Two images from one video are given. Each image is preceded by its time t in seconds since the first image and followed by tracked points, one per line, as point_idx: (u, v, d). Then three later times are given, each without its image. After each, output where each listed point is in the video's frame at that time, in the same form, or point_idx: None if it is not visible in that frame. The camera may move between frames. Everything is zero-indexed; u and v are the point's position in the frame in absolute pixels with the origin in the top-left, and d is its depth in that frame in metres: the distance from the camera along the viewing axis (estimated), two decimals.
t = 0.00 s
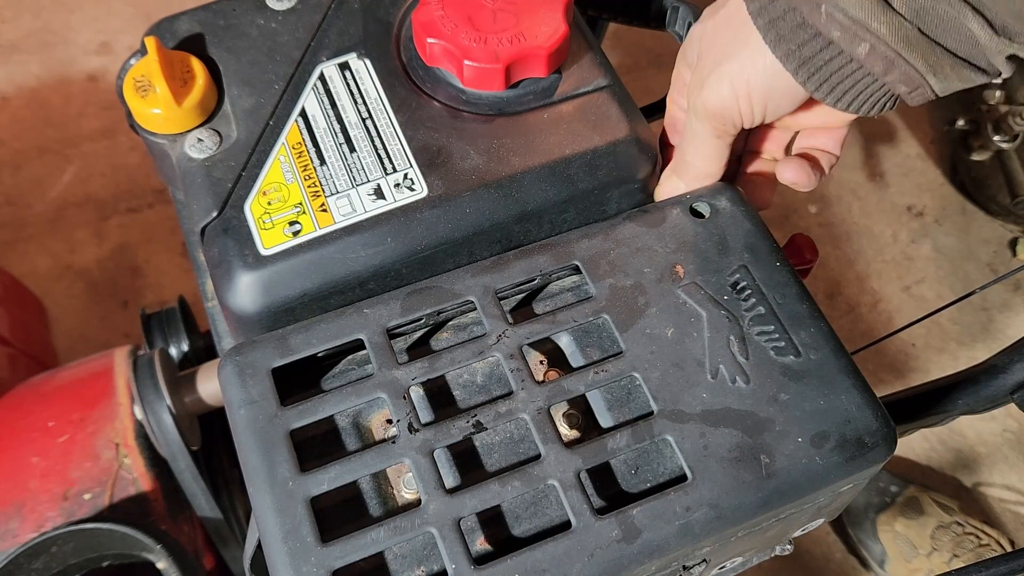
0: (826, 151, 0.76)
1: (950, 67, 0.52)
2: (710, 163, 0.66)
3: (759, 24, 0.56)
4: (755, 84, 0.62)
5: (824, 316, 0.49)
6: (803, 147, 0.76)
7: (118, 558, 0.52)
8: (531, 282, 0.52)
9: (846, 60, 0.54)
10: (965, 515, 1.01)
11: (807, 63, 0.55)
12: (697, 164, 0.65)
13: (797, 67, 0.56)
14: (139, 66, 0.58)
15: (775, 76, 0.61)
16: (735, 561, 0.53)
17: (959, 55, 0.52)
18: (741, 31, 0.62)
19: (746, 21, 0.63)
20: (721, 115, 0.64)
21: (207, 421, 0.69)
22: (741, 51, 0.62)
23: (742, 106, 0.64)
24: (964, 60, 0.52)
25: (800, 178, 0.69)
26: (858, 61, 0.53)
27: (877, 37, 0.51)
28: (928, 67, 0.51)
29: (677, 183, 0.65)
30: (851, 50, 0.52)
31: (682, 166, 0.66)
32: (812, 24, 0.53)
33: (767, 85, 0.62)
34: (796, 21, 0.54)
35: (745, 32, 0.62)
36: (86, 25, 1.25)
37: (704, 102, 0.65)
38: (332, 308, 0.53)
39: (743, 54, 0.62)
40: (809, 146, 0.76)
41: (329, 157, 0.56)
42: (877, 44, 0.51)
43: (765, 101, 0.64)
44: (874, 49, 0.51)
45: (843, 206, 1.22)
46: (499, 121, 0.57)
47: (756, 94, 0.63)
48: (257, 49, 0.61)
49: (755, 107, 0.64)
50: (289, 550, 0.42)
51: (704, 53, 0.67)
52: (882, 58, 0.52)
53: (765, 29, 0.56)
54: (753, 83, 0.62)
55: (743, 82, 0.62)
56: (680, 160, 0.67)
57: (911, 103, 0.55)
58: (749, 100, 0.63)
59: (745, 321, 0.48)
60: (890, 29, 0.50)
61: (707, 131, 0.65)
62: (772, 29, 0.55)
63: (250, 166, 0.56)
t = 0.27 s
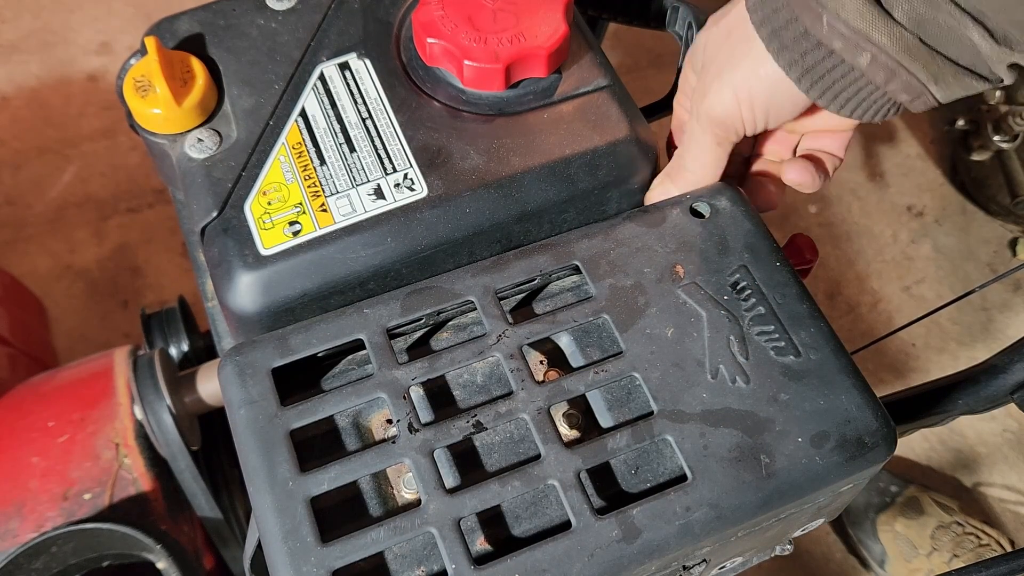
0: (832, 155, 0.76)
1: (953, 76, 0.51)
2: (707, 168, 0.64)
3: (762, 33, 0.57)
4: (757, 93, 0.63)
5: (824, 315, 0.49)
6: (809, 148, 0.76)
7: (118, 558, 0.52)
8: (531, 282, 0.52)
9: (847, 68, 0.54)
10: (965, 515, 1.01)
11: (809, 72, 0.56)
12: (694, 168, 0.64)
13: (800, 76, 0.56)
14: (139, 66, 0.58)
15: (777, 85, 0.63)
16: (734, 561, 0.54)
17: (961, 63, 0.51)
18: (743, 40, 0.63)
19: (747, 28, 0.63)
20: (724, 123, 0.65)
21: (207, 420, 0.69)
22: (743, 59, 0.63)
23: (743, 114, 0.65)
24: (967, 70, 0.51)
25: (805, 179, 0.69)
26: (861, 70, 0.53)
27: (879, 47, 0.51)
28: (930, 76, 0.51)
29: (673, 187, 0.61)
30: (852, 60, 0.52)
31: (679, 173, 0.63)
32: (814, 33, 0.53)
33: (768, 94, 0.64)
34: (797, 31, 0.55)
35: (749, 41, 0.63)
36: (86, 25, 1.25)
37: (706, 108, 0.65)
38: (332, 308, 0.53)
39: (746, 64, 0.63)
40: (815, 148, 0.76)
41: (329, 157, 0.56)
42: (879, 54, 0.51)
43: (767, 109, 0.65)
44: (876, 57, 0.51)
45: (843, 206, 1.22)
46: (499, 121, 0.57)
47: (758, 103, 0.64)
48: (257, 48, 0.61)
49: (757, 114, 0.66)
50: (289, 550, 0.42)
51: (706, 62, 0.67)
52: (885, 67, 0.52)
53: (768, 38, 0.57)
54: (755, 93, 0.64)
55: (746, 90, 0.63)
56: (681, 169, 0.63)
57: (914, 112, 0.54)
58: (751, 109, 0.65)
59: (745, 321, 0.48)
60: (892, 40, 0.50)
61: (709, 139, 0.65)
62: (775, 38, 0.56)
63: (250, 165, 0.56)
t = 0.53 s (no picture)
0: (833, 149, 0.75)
1: (945, 80, 0.52)
2: (701, 170, 0.63)
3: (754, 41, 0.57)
4: (751, 102, 0.64)
5: (824, 316, 0.49)
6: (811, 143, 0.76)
7: (118, 558, 0.52)
8: (531, 282, 0.52)
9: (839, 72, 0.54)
10: (965, 515, 1.01)
11: (801, 77, 0.56)
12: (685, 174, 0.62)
13: (792, 81, 0.56)
14: (139, 66, 0.58)
15: (770, 93, 0.63)
16: (734, 561, 0.54)
17: (954, 67, 0.51)
18: (737, 48, 0.63)
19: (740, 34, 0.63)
20: (718, 132, 0.64)
21: (207, 420, 0.69)
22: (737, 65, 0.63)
23: (740, 123, 0.65)
24: (959, 73, 0.52)
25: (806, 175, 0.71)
26: (853, 75, 0.53)
27: (871, 54, 0.51)
28: (921, 80, 0.52)
29: (662, 193, 0.59)
30: (845, 66, 0.53)
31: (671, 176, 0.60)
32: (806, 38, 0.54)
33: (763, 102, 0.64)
34: (789, 37, 0.55)
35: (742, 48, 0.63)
36: (86, 25, 1.25)
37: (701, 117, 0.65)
38: (332, 308, 0.53)
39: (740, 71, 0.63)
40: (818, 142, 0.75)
41: (329, 157, 0.56)
42: (871, 59, 0.52)
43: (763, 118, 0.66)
44: (868, 64, 0.52)
45: (843, 206, 1.22)
46: (499, 121, 0.57)
47: (753, 111, 0.65)
48: (257, 49, 0.61)
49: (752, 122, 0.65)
50: (289, 550, 0.42)
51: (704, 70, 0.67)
52: (877, 73, 0.52)
53: (760, 45, 0.56)
54: (749, 101, 0.64)
55: (740, 98, 0.63)
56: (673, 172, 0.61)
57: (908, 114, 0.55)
58: (746, 117, 0.65)
59: (745, 321, 0.48)
60: (882, 46, 0.51)
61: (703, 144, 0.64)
62: (766, 45, 0.56)
63: (250, 165, 0.56)
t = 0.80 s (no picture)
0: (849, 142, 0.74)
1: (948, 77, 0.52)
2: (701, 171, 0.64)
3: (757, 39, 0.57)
4: (756, 103, 0.64)
5: (824, 316, 0.49)
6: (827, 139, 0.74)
7: (118, 558, 0.52)
8: (531, 282, 0.52)
9: (843, 72, 0.54)
10: (965, 515, 1.01)
11: (806, 75, 0.56)
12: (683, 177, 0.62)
13: (797, 80, 0.56)
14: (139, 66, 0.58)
15: (775, 94, 0.63)
16: (734, 561, 0.54)
17: (956, 63, 0.51)
18: (741, 50, 0.63)
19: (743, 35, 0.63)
20: (724, 133, 0.65)
21: (207, 420, 0.69)
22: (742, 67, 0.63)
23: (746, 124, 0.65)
24: (962, 69, 0.52)
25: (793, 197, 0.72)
26: (857, 74, 0.53)
27: (873, 51, 0.51)
28: (925, 77, 0.51)
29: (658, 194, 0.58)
30: (848, 63, 0.53)
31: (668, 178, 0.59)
32: (808, 37, 0.54)
33: (768, 103, 0.64)
34: (792, 35, 0.55)
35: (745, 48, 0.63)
36: (86, 25, 1.25)
37: (706, 118, 0.65)
38: (332, 308, 0.53)
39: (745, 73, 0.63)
40: (832, 137, 0.74)
41: (329, 157, 0.56)
42: (874, 56, 0.51)
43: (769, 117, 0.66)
44: (871, 62, 0.52)
45: (843, 206, 1.22)
46: (499, 121, 0.57)
47: (759, 113, 0.65)
48: (257, 49, 0.61)
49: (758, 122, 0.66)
50: (289, 550, 0.42)
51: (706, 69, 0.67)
52: (880, 70, 0.52)
53: (763, 44, 0.56)
54: (754, 102, 0.64)
55: (745, 99, 0.63)
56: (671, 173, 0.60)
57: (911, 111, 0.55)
58: (752, 118, 0.65)
59: (745, 321, 0.48)
60: (885, 43, 0.50)
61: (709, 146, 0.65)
62: (770, 44, 0.56)
63: (250, 165, 0.56)
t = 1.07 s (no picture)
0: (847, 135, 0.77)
1: (945, 62, 0.52)
2: (696, 164, 0.62)
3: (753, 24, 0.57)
4: (753, 91, 0.64)
5: (824, 316, 0.49)
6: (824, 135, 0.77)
7: (118, 558, 0.52)
8: (531, 282, 0.52)
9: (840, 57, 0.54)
10: (965, 515, 1.01)
11: (802, 62, 0.56)
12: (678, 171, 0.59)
13: (793, 66, 0.56)
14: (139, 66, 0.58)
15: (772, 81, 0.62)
16: (734, 561, 0.54)
17: (955, 49, 0.51)
18: (736, 37, 0.62)
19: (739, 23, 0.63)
20: (720, 122, 0.64)
21: (207, 420, 0.69)
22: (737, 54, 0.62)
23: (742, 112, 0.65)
24: (960, 55, 0.52)
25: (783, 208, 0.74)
26: (853, 58, 0.53)
27: (871, 34, 0.51)
28: (923, 62, 0.51)
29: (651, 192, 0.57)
30: (845, 48, 0.53)
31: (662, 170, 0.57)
32: (806, 22, 0.53)
33: (764, 89, 0.63)
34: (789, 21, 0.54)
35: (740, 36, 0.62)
36: (86, 25, 1.25)
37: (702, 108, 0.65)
38: (332, 308, 0.53)
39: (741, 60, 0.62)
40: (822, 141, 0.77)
41: (329, 157, 0.56)
42: (871, 41, 0.51)
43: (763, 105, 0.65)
44: (869, 44, 0.52)
45: (843, 206, 1.22)
46: (499, 121, 0.57)
47: (755, 100, 0.64)
48: (257, 49, 0.61)
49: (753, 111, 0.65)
50: (289, 550, 0.42)
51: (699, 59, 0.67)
52: (877, 53, 0.52)
53: (760, 29, 0.56)
54: (751, 89, 0.63)
55: (741, 87, 0.63)
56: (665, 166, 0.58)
57: (908, 96, 0.55)
58: (747, 105, 0.64)
59: (745, 321, 0.48)
60: (884, 27, 0.50)
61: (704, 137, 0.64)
62: (766, 30, 0.56)
63: (250, 165, 0.56)
